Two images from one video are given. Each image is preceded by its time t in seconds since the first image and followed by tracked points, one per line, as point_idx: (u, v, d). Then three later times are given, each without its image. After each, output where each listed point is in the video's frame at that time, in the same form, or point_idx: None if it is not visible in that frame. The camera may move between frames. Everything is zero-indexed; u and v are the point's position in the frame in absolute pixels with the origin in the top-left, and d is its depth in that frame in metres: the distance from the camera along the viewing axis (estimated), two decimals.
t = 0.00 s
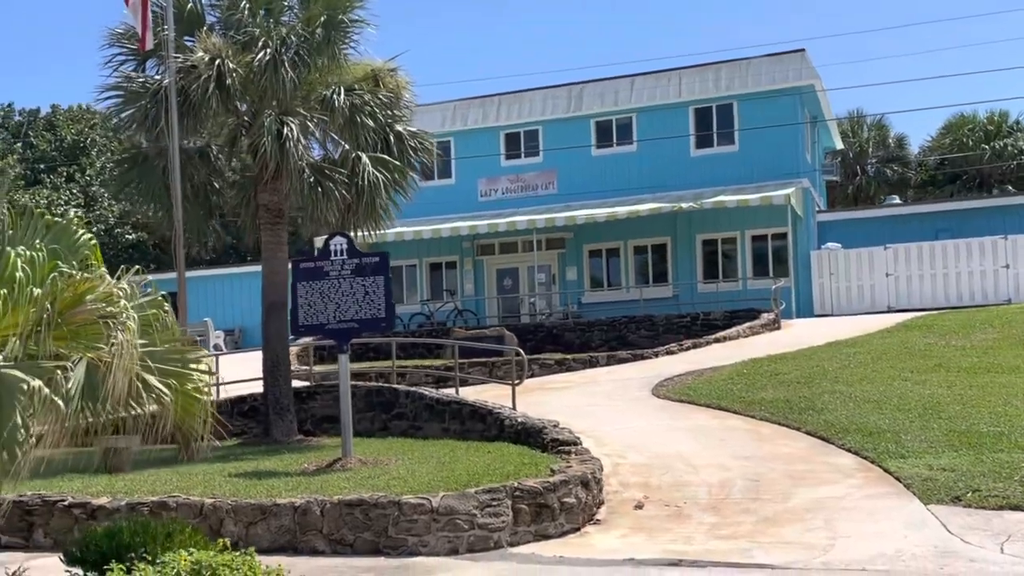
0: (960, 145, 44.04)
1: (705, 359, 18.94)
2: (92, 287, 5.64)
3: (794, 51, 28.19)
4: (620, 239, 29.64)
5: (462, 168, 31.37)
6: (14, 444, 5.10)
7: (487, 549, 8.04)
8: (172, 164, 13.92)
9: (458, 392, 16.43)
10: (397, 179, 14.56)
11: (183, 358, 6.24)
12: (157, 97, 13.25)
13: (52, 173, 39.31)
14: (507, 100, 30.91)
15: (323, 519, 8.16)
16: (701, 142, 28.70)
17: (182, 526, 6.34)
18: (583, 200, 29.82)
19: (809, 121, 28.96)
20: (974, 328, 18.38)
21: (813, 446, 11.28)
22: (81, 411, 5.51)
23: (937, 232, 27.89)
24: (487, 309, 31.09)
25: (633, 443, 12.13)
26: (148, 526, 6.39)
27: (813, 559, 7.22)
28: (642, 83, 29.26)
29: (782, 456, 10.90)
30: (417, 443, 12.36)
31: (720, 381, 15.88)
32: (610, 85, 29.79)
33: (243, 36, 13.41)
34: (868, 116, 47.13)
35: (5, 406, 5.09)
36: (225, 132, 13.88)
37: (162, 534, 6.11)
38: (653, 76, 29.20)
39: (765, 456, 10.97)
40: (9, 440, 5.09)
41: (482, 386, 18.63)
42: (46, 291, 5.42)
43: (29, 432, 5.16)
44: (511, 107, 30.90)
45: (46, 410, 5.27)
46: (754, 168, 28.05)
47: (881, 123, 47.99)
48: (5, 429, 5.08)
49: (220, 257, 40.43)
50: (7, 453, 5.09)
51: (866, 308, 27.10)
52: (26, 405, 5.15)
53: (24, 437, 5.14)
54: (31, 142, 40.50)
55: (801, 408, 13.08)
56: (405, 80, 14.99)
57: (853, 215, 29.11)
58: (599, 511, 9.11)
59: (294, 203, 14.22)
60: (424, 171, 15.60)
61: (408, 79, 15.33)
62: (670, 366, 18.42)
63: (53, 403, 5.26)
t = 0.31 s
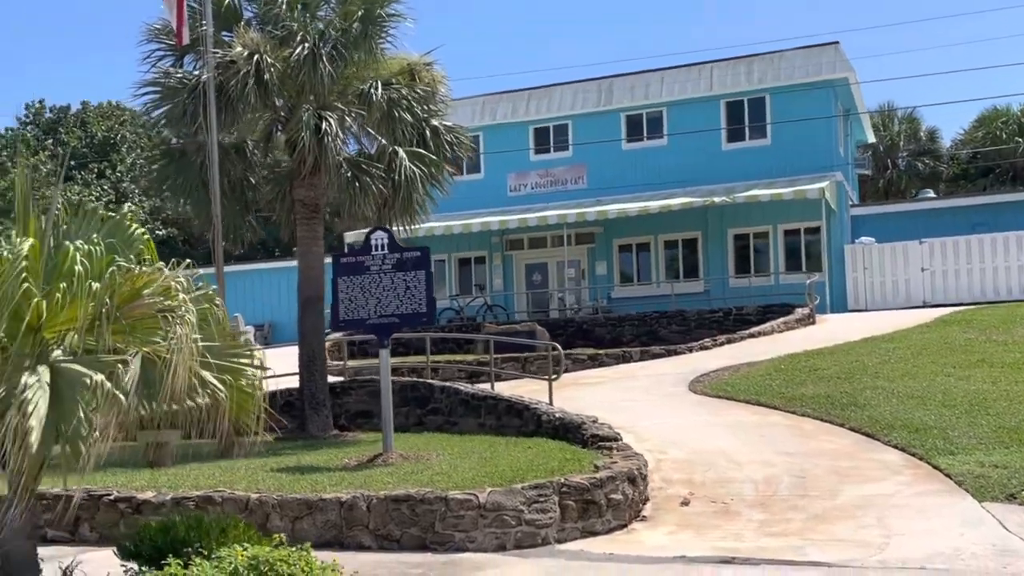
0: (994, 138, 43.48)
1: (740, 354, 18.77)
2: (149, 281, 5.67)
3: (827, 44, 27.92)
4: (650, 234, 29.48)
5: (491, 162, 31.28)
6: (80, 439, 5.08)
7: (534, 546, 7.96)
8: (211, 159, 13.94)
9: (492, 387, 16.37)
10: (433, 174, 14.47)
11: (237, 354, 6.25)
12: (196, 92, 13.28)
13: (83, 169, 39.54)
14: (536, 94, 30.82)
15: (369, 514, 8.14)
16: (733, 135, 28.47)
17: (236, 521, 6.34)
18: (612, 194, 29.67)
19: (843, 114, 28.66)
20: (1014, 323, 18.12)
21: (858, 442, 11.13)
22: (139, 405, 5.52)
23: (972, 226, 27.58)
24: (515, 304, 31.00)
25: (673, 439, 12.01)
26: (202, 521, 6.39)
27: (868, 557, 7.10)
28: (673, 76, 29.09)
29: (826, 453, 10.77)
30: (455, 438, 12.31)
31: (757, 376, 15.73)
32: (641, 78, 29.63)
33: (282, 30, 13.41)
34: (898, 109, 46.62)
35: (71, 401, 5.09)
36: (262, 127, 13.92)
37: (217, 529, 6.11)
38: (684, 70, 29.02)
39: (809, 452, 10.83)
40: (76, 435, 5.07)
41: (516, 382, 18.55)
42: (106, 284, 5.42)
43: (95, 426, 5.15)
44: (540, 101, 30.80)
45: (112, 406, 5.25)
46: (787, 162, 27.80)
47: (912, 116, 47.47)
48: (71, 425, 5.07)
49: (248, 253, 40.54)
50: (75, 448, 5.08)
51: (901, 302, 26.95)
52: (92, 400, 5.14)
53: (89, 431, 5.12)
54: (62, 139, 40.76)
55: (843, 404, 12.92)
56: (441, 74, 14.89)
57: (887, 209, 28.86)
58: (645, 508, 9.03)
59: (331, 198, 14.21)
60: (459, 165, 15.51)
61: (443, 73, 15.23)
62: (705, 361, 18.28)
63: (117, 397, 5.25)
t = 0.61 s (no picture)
0: None
1: (794, 348, 18.49)
2: (237, 272, 5.67)
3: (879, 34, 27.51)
4: (695, 227, 29.18)
5: (534, 155, 31.07)
6: (174, 432, 5.10)
7: (608, 542, 7.83)
8: (268, 151, 13.91)
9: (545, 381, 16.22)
10: (489, 165, 14.34)
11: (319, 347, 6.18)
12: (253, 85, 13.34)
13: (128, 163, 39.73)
14: (580, 87, 30.62)
15: (439, 509, 8.07)
16: (781, 127, 28.13)
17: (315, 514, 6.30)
18: (658, 187, 29.39)
19: (894, 106, 28.22)
20: None
21: (928, 439, 10.87)
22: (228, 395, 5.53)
23: None
24: (559, 298, 30.85)
25: (737, 434, 11.81)
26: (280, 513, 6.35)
27: (958, 556, 6.89)
28: (721, 68, 28.81)
29: (897, 449, 10.53)
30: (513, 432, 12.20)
31: (815, 370, 15.47)
32: (687, 70, 29.35)
33: (339, 22, 13.43)
34: (946, 101, 45.77)
35: (164, 394, 5.09)
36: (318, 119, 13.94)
37: (298, 521, 6.07)
38: (731, 61, 28.74)
39: (880, 449, 10.59)
40: (169, 428, 5.09)
41: (567, 376, 18.40)
42: (194, 274, 5.43)
43: (190, 420, 5.14)
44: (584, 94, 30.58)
45: (203, 400, 5.22)
46: (837, 154, 27.41)
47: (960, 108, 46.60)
48: (164, 417, 5.08)
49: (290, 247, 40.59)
50: (168, 440, 5.10)
51: (954, 297, 26.60)
52: (185, 392, 5.12)
53: (183, 425, 5.12)
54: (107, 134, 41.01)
55: (909, 400, 12.65)
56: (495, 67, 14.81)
57: (939, 202, 28.39)
58: (716, 504, 8.86)
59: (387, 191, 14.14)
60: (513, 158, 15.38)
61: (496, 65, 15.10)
62: (759, 356, 18.02)
63: (209, 390, 5.22)
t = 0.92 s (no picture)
0: None
1: (883, 342, 18.01)
2: (381, 261, 5.55)
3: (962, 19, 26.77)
4: (769, 218, 28.65)
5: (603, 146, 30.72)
6: (330, 433, 4.99)
7: (732, 539, 7.59)
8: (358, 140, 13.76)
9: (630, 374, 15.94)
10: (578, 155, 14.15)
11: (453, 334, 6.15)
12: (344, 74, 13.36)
13: (195, 156, 39.98)
14: (651, 76, 30.29)
15: (554, 502, 7.87)
16: (859, 115, 27.50)
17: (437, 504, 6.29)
18: (729, 178, 28.88)
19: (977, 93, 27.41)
20: None
21: None
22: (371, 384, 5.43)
23: None
24: (627, 290, 30.48)
25: (841, 430, 11.44)
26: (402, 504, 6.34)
27: None
28: (796, 56, 28.35)
29: (1017, 446, 10.12)
30: (607, 426, 11.95)
31: (910, 364, 15.03)
32: (762, 58, 28.87)
33: (430, 9, 13.31)
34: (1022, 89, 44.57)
35: (316, 384, 4.97)
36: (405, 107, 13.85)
37: (421, 512, 6.07)
38: (808, 49, 28.30)
39: (998, 445, 10.18)
40: (326, 426, 4.97)
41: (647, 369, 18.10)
42: (339, 262, 5.37)
43: (343, 410, 5.01)
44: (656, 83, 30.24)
45: (354, 392, 5.12)
46: (917, 143, 26.70)
47: None
48: (319, 409, 4.95)
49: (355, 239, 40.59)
50: (321, 434, 4.98)
51: None
52: (337, 383, 4.98)
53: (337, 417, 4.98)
54: (175, 127, 41.32)
55: (1019, 395, 12.20)
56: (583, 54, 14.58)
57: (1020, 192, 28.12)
58: (836, 501, 8.55)
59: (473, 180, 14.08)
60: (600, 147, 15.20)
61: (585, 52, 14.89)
62: (847, 349, 17.57)
63: (357, 381, 5.10)
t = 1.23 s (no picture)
0: None
1: (994, 337, 17.38)
2: (560, 244, 5.45)
3: None
4: (860, 210, 27.85)
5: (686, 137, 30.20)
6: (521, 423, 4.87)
7: (893, 540, 7.22)
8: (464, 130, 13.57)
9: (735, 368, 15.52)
10: (686, 144, 13.92)
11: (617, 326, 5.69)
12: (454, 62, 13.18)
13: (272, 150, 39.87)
14: (738, 64, 29.75)
15: (700, 500, 7.58)
16: (956, 104, 26.64)
17: (598, 495, 6.07)
18: (817, 168, 28.22)
19: None
20: None
21: None
22: (554, 376, 5.25)
23: None
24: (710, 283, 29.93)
25: (976, 428, 10.97)
26: (563, 496, 6.11)
27: None
28: (891, 42, 27.54)
29: None
30: (724, 422, 11.63)
31: None
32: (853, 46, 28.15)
33: None
34: None
35: (501, 371, 4.84)
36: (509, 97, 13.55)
37: (587, 506, 5.85)
38: (902, 36, 27.50)
39: None
40: (518, 409, 4.81)
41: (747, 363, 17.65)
42: (518, 249, 5.27)
43: (533, 401, 4.86)
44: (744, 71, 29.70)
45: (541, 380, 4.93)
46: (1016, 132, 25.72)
47: None
48: (509, 396, 4.82)
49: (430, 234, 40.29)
50: (508, 423, 4.85)
51: None
52: (522, 374, 4.83)
53: (527, 408, 4.84)
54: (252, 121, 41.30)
55: None
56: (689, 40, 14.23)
57: None
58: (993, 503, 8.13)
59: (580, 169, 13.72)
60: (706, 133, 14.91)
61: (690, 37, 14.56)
62: (957, 344, 16.98)
63: (546, 371, 4.95)
